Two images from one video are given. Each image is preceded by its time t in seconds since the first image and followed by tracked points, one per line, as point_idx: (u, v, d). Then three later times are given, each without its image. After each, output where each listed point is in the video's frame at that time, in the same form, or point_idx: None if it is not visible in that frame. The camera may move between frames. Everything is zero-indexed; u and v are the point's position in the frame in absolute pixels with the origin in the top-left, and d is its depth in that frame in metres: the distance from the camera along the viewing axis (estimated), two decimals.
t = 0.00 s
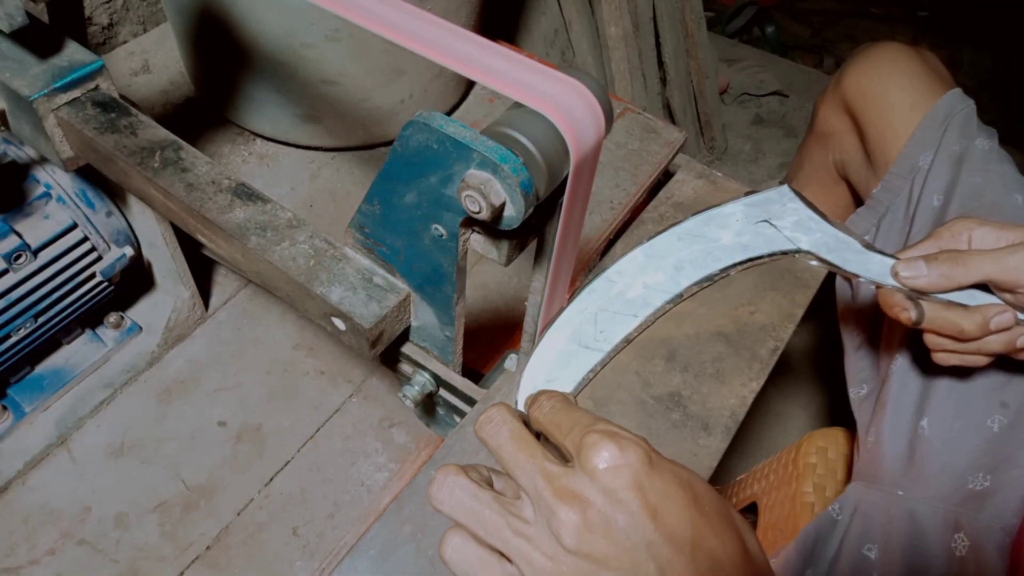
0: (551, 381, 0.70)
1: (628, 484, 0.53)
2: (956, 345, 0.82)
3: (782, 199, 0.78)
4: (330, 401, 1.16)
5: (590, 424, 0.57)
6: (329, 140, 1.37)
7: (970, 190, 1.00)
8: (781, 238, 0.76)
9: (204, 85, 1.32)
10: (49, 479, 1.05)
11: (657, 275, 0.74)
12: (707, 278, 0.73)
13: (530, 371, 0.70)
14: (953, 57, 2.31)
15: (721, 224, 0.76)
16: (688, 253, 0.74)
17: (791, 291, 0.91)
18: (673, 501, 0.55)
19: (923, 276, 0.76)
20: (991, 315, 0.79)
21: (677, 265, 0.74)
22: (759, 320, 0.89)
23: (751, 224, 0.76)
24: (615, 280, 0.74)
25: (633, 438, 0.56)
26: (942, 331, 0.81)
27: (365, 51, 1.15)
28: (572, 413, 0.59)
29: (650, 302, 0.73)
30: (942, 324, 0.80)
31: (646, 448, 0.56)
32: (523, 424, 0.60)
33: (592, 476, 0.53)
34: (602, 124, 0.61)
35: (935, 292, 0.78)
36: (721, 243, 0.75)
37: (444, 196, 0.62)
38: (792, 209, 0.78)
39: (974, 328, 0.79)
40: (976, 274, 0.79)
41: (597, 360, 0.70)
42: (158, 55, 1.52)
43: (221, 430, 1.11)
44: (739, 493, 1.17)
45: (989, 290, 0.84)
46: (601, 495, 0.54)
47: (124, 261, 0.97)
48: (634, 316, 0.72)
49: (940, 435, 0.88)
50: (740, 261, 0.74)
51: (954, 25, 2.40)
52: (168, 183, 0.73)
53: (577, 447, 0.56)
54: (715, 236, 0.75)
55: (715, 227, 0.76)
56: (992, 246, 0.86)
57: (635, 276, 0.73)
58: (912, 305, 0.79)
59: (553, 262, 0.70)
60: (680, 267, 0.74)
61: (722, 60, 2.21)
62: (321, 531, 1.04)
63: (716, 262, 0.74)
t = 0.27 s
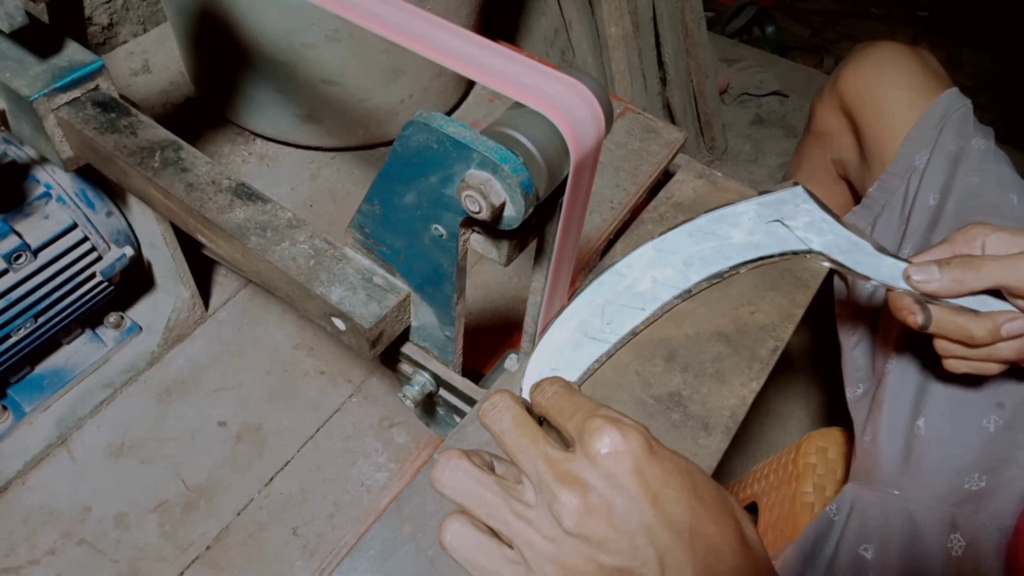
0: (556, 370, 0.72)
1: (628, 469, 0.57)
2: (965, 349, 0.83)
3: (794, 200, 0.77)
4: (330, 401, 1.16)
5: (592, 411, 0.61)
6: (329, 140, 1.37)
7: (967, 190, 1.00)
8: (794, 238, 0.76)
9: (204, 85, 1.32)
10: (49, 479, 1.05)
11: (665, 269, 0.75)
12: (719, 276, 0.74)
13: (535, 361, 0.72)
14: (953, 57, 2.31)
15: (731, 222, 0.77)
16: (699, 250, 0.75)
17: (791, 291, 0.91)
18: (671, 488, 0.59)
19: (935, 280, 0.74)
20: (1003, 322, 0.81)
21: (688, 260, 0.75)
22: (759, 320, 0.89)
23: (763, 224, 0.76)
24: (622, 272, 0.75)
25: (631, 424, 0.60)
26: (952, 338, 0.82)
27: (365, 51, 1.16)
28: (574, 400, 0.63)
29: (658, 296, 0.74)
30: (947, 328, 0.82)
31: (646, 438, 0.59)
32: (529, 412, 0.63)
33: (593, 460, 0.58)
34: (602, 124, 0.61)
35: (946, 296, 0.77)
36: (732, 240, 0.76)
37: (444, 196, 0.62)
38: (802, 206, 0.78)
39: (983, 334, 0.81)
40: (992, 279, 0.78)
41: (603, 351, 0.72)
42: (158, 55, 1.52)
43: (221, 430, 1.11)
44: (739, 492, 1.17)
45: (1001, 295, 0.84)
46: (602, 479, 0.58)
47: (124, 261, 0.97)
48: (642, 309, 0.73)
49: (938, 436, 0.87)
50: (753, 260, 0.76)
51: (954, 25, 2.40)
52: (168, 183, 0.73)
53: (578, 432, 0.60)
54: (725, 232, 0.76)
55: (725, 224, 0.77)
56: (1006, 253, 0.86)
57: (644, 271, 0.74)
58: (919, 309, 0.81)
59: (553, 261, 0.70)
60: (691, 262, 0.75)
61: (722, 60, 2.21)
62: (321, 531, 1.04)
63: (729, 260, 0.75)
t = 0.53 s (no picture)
0: (600, 366, 0.82)
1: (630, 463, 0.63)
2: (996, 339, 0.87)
3: (823, 191, 0.93)
4: (330, 401, 1.16)
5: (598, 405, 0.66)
6: (329, 140, 1.37)
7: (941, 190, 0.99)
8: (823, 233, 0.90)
9: (204, 85, 1.32)
10: (49, 479, 1.05)
11: (703, 265, 0.89)
12: (750, 266, 0.89)
13: (582, 357, 0.82)
14: (953, 57, 2.31)
15: (764, 216, 0.93)
16: (733, 244, 0.90)
17: (792, 291, 0.91)
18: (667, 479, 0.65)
19: (969, 266, 0.85)
20: None
21: (720, 255, 0.90)
22: (759, 320, 0.89)
23: (794, 215, 0.92)
24: (659, 270, 0.88)
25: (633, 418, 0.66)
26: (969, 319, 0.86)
27: (365, 51, 1.15)
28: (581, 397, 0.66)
29: (694, 291, 0.87)
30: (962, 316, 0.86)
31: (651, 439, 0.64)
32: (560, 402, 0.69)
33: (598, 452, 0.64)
34: (602, 124, 0.61)
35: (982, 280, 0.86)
36: (763, 233, 0.92)
37: (444, 196, 0.62)
38: (833, 201, 0.93)
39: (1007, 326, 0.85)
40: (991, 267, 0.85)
41: (644, 345, 0.84)
42: (158, 55, 1.52)
43: (221, 430, 1.11)
44: (739, 493, 1.17)
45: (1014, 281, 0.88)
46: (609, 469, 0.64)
47: (124, 261, 0.97)
48: (681, 303, 0.86)
49: (921, 448, 0.88)
50: (783, 249, 0.90)
51: (954, 25, 2.40)
52: (167, 183, 0.73)
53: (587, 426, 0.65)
54: (759, 226, 0.92)
55: (758, 219, 0.92)
56: None
57: (680, 266, 0.88)
58: (950, 299, 0.87)
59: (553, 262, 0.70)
60: (723, 257, 0.90)
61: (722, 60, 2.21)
62: (321, 531, 1.04)
63: (758, 252, 0.90)
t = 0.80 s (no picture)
0: (601, 372, 0.81)
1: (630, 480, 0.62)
2: (1000, 350, 0.85)
3: (827, 197, 0.90)
4: (330, 401, 1.16)
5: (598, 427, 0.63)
6: (329, 140, 1.37)
7: (953, 194, 0.99)
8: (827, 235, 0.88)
9: (204, 85, 1.32)
10: (49, 479, 1.05)
11: (705, 270, 0.87)
12: (751, 274, 0.86)
13: (583, 362, 0.82)
14: (953, 57, 2.31)
15: (766, 222, 0.90)
16: (735, 249, 0.88)
17: (792, 291, 0.91)
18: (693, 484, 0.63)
19: (978, 278, 0.81)
20: None
21: (722, 260, 0.87)
22: (759, 320, 0.89)
23: (797, 221, 0.89)
24: (662, 275, 0.87)
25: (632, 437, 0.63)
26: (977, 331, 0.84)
27: (365, 51, 1.15)
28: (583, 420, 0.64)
29: (697, 296, 0.85)
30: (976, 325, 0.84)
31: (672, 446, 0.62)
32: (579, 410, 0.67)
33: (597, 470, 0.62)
34: (602, 123, 0.61)
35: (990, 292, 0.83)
36: (766, 239, 0.88)
37: (444, 196, 0.62)
38: (838, 207, 0.89)
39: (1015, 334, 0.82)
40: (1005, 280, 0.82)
41: (646, 350, 0.83)
42: (158, 55, 1.52)
43: (221, 430, 1.11)
44: (739, 492, 1.17)
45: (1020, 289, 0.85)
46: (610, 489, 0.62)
47: (124, 261, 0.97)
48: (682, 309, 0.85)
49: (934, 451, 0.87)
50: (786, 256, 0.87)
51: (954, 25, 2.40)
52: (168, 183, 0.73)
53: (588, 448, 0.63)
54: (761, 232, 0.89)
55: (761, 225, 0.90)
56: None
57: (682, 271, 0.87)
58: (952, 310, 0.84)
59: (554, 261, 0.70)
60: (725, 263, 0.87)
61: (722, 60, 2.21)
62: (322, 531, 1.05)
63: (761, 258, 0.87)
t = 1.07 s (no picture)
0: (590, 381, 0.80)
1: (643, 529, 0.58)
2: (984, 345, 0.85)
3: (809, 198, 0.91)
4: (330, 401, 1.16)
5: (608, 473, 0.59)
6: (330, 140, 1.37)
7: (948, 193, 0.99)
8: (811, 234, 0.89)
9: (204, 85, 1.32)
10: (49, 478, 1.05)
11: (692, 275, 0.87)
12: (737, 276, 0.86)
13: (572, 371, 0.81)
14: (953, 57, 2.30)
15: (751, 222, 0.90)
16: (720, 252, 0.87)
17: (792, 291, 0.91)
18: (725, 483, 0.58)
19: (961, 276, 0.81)
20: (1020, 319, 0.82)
21: (708, 264, 0.87)
22: (759, 320, 0.89)
23: (781, 222, 0.90)
24: (648, 280, 0.87)
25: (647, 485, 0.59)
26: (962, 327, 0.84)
27: (365, 51, 1.16)
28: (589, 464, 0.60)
29: (683, 301, 0.85)
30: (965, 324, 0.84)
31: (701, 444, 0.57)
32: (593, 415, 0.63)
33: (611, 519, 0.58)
34: (602, 124, 0.61)
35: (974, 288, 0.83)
36: (750, 240, 0.88)
37: (444, 196, 0.62)
38: (820, 207, 0.91)
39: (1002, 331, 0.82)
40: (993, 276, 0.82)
41: (634, 358, 0.82)
42: (158, 55, 1.52)
43: (221, 430, 1.11)
44: (739, 492, 1.17)
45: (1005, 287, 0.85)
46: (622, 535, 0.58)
47: (124, 261, 0.97)
48: (670, 314, 0.85)
49: (929, 449, 0.87)
50: (771, 258, 0.87)
51: (955, 25, 2.40)
52: (168, 183, 0.73)
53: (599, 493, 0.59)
54: (746, 234, 0.89)
55: (745, 226, 0.90)
56: None
57: (668, 276, 0.86)
58: (936, 310, 0.84)
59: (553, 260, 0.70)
60: (711, 267, 0.87)
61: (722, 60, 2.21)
62: (322, 531, 1.05)
63: (746, 261, 0.87)
